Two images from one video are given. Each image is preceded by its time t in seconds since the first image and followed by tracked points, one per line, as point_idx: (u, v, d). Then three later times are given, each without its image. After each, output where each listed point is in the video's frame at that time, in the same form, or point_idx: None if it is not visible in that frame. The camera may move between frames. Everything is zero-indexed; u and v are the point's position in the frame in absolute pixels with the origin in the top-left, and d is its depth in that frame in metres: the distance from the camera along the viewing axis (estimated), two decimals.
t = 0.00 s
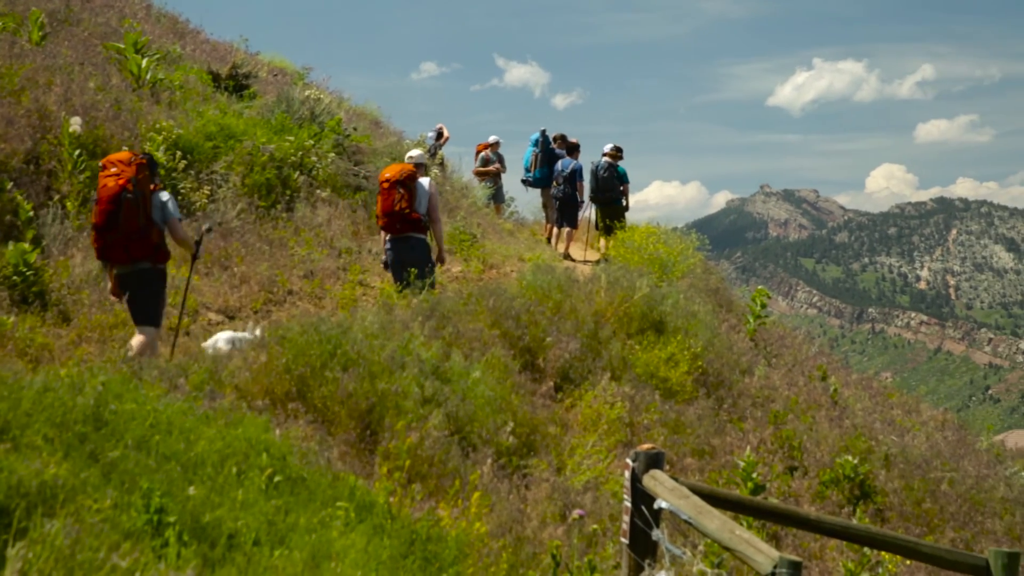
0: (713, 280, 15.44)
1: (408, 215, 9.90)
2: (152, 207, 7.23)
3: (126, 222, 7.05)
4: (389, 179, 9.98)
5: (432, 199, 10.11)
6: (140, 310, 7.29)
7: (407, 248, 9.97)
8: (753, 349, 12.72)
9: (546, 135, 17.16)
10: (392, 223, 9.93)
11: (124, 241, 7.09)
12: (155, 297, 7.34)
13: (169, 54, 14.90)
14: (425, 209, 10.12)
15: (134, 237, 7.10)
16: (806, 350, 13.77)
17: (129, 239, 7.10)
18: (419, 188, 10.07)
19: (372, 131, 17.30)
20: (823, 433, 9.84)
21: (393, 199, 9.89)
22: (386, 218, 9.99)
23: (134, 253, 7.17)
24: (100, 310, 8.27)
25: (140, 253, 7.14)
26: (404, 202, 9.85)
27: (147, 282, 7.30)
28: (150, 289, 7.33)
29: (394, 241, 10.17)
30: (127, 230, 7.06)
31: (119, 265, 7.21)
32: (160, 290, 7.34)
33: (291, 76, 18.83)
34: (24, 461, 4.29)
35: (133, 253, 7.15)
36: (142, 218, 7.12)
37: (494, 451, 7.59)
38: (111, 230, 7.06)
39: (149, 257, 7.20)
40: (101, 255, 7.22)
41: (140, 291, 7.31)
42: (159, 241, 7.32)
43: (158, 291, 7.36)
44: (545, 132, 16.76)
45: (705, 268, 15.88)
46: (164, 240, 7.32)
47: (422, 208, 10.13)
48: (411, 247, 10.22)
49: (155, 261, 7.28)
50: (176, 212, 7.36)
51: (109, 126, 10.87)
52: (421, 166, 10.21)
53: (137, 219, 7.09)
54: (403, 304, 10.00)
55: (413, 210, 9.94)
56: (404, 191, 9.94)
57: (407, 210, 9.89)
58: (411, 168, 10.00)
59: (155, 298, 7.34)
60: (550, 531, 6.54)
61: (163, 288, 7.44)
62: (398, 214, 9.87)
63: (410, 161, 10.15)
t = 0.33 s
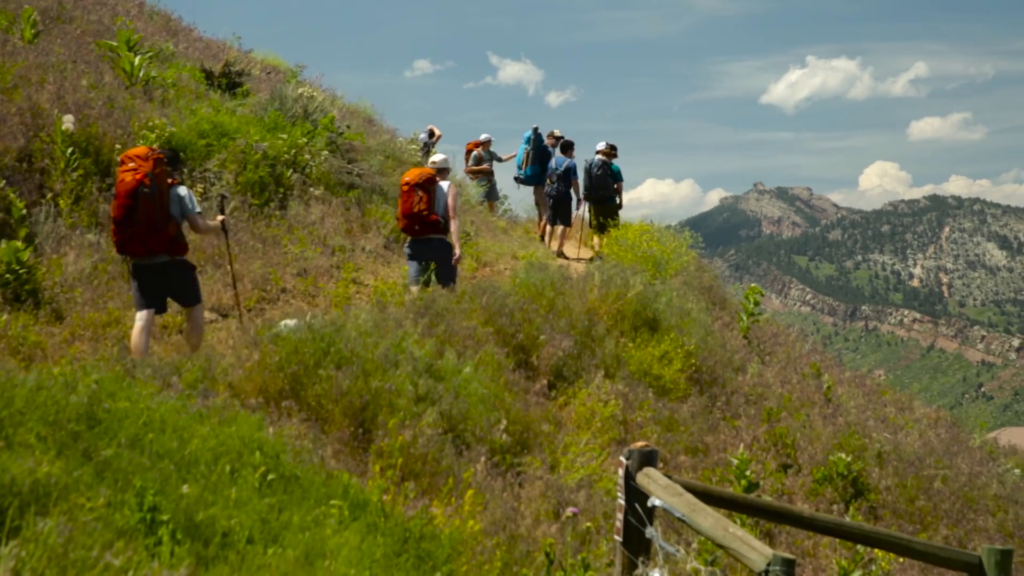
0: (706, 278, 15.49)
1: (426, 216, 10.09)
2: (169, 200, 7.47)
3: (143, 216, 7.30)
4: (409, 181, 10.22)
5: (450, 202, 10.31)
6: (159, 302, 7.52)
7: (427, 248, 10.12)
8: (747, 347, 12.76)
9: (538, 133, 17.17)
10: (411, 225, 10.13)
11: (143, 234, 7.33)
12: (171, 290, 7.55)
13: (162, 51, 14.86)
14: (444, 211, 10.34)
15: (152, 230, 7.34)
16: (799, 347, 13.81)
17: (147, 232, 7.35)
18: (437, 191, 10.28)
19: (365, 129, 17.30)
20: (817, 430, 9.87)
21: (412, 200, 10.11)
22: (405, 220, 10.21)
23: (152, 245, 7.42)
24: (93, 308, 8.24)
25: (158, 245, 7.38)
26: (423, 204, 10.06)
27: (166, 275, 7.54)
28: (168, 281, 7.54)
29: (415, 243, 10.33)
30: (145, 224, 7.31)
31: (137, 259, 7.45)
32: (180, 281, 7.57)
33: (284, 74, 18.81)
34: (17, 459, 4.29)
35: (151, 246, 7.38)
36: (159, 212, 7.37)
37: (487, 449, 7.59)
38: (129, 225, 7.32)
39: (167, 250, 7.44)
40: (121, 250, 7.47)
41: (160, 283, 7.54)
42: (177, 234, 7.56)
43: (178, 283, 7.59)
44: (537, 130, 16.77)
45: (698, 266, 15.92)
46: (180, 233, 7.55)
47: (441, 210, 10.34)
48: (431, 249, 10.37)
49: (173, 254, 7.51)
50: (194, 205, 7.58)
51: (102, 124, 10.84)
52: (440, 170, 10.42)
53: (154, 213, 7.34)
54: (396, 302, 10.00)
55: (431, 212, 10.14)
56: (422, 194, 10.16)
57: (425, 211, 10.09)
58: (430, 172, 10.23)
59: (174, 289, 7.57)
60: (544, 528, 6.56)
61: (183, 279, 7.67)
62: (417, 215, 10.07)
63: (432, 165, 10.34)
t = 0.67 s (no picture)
0: (697, 277, 15.53)
1: (446, 207, 10.04)
2: (196, 201, 7.61)
3: (169, 213, 7.42)
4: (429, 172, 10.13)
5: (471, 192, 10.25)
6: (178, 297, 7.62)
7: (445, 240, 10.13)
8: (737, 346, 12.80)
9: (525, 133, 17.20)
10: (431, 216, 10.09)
11: (167, 230, 7.45)
12: (191, 286, 7.65)
13: (152, 50, 14.81)
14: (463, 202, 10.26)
15: (176, 227, 7.47)
16: (789, 346, 13.87)
17: (171, 229, 7.47)
18: (458, 181, 10.20)
19: (356, 128, 17.27)
20: (807, 429, 9.92)
21: (432, 191, 10.05)
22: (425, 211, 10.16)
23: (175, 242, 7.54)
24: (83, 307, 8.21)
25: (180, 242, 7.49)
26: (443, 196, 10.01)
27: (187, 271, 7.64)
28: (188, 278, 7.64)
29: (432, 233, 10.32)
30: (170, 221, 7.43)
31: (160, 254, 7.58)
32: (200, 279, 7.66)
33: (275, 73, 18.77)
34: (6, 458, 4.29)
35: (174, 243, 7.50)
36: (185, 212, 7.49)
37: (478, 448, 7.60)
38: (154, 221, 7.45)
39: (189, 247, 7.55)
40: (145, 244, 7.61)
41: (180, 279, 7.64)
42: (201, 233, 7.68)
43: (197, 281, 7.69)
44: (524, 129, 16.80)
45: (689, 265, 15.96)
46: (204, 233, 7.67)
47: (461, 201, 10.27)
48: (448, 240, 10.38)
49: (195, 252, 7.62)
50: (220, 206, 7.70)
51: (92, 123, 10.81)
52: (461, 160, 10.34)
53: (180, 212, 7.47)
54: (386, 301, 10.01)
55: (451, 203, 10.08)
56: (442, 185, 10.09)
57: (445, 203, 10.04)
58: (450, 162, 10.13)
59: (193, 287, 7.67)
60: (534, 527, 6.58)
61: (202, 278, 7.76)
62: (436, 206, 10.02)
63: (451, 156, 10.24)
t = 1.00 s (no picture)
0: (682, 274, 15.59)
1: (459, 204, 10.56)
2: (210, 198, 7.97)
3: (182, 206, 7.80)
4: (444, 170, 10.65)
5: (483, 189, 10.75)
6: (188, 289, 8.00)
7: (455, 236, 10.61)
8: (722, 343, 12.87)
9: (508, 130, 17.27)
10: (445, 212, 10.60)
11: (179, 224, 7.82)
12: (201, 280, 8.01)
13: (136, 47, 14.73)
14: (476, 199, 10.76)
15: (188, 221, 7.83)
16: (774, 342, 13.95)
17: (183, 223, 7.84)
18: (471, 179, 10.70)
19: (341, 125, 17.25)
20: (791, 425, 9.99)
21: (447, 189, 10.56)
22: (439, 207, 10.67)
23: (187, 236, 7.90)
24: (67, 304, 8.15)
25: (191, 236, 7.85)
26: (457, 193, 10.53)
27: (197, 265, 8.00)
28: (199, 272, 8.01)
29: (445, 228, 10.83)
30: (183, 215, 7.81)
31: (172, 245, 7.95)
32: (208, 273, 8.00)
33: (260, 70, 18.70)
34: None
35: (186, 237, 7.87)
36: (198, 207, 7.85)
37: (464, 444, 7.61)
38: (168, 213, 7.82)
39: (200, 242, 7.90)
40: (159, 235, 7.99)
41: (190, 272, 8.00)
42: (213, 229, 8.05)
43: (206, 275, 8.04)
44: (508, 126, 16.85)
45: (674, 261, 16.03)
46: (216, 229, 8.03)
47: (474, 198, 10.77)
48: (460, 235, 10.90)
49: (206, 247, 7.97)
50: (234, 206, 8.01)
51: (76, 119, 10.75)
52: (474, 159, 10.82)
53: (193, 207, 7.83)
54: (371, 298, 10.01)
55: (464, 200, 10.59)
56: (457, 182, 10.60)
57: (459, 200, 10.55)
58: (465, 160, 10.62)
59: (202, 280, 8.03)
60: (520, 524, 6.59)
61: (212, 272, 8.12)
62: (451, 203, 10.54)
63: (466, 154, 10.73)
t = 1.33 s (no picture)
0: (670, 270, 15.64)
1: (471, 194, 10.90)
2: (227, 189, 8.22)
3: (201, 201, 8.06)
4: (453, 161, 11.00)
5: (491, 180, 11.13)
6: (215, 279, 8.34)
7: (469, 225, 10.86)
8: (711, 339, 12.93)
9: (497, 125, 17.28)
10: (457, 202, 10.90)
11: (200, 217, 8.09)
12: (226, 269, 8.33)
13: (124, 41, 14.65)
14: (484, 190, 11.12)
15: (209, 214, 8.10)
16: (763, 338, 14.02)
17: (204, 216, 8.11)
18: (479, 171, 11.08)
19: (329, 120, 17.21)
20: (779, 421, 10.05)
21: (458, 179, 10.91)
22: (450, 198, 10.96)
23: (209, 228, 8.18)
24: (54, 299, 8.09)
25: (213, 229, 8.13)
26: (468, 182, 10.88)
27: (221, 255, 8.31)
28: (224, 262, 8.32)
29: (456, 220, 11.11)
30: (202, 208, 8.07)
31: (195, 239, 8.24)
32: (233, 263, 8.31)
33: (248, 64, 18.63)
34: None
35: (207, 229, 8.15)
36: (216, 200, 8.11)
37: (453, 440, 7.62)
38: (188, 209, 8.08)
39: (222, 233, 8.19)
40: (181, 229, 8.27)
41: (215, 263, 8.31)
42: (233, 219, 8.32)
43: (232, 264, 8.35)
44: (496, 121, 16.86)
45: (663, 257, 16.07)
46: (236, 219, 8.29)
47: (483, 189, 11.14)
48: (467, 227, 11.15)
49: (228, 238, 8.27)
50: (250, 194, 8.30)
51: (64, 114, 10.69)
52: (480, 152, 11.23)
53: (212, 200, 8.09)
54: (360, 293, 10.01)
55: (474, 191, 10.95)
56: (466, 173, 10.96)
57: (470, 190, 10.89)
58: (473, 152, 11.04)
59: (228, 270, 8.35)
60: (509, 519, 6.61)
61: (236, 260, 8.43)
62: (462, 192, 10.86)
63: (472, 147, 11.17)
